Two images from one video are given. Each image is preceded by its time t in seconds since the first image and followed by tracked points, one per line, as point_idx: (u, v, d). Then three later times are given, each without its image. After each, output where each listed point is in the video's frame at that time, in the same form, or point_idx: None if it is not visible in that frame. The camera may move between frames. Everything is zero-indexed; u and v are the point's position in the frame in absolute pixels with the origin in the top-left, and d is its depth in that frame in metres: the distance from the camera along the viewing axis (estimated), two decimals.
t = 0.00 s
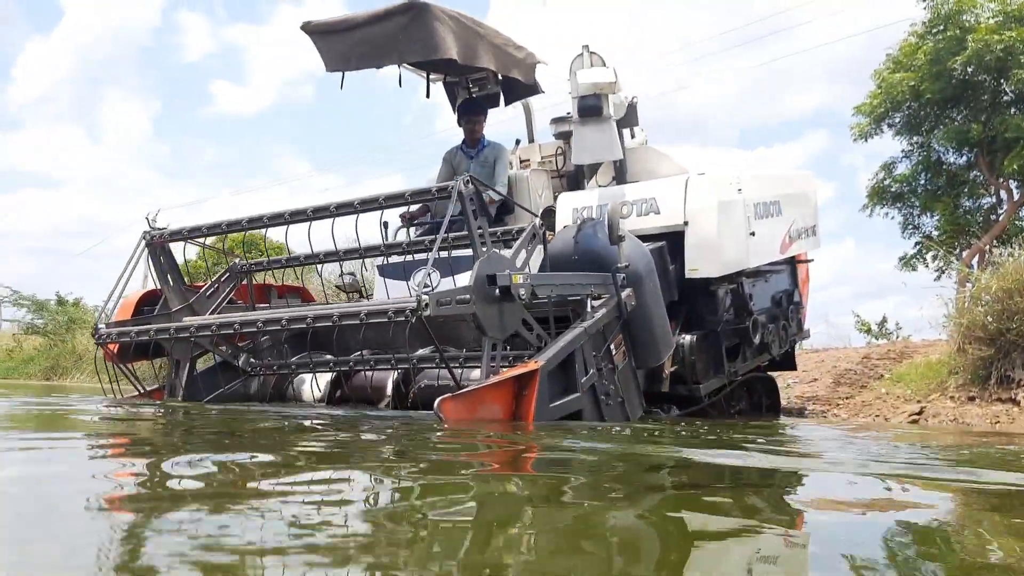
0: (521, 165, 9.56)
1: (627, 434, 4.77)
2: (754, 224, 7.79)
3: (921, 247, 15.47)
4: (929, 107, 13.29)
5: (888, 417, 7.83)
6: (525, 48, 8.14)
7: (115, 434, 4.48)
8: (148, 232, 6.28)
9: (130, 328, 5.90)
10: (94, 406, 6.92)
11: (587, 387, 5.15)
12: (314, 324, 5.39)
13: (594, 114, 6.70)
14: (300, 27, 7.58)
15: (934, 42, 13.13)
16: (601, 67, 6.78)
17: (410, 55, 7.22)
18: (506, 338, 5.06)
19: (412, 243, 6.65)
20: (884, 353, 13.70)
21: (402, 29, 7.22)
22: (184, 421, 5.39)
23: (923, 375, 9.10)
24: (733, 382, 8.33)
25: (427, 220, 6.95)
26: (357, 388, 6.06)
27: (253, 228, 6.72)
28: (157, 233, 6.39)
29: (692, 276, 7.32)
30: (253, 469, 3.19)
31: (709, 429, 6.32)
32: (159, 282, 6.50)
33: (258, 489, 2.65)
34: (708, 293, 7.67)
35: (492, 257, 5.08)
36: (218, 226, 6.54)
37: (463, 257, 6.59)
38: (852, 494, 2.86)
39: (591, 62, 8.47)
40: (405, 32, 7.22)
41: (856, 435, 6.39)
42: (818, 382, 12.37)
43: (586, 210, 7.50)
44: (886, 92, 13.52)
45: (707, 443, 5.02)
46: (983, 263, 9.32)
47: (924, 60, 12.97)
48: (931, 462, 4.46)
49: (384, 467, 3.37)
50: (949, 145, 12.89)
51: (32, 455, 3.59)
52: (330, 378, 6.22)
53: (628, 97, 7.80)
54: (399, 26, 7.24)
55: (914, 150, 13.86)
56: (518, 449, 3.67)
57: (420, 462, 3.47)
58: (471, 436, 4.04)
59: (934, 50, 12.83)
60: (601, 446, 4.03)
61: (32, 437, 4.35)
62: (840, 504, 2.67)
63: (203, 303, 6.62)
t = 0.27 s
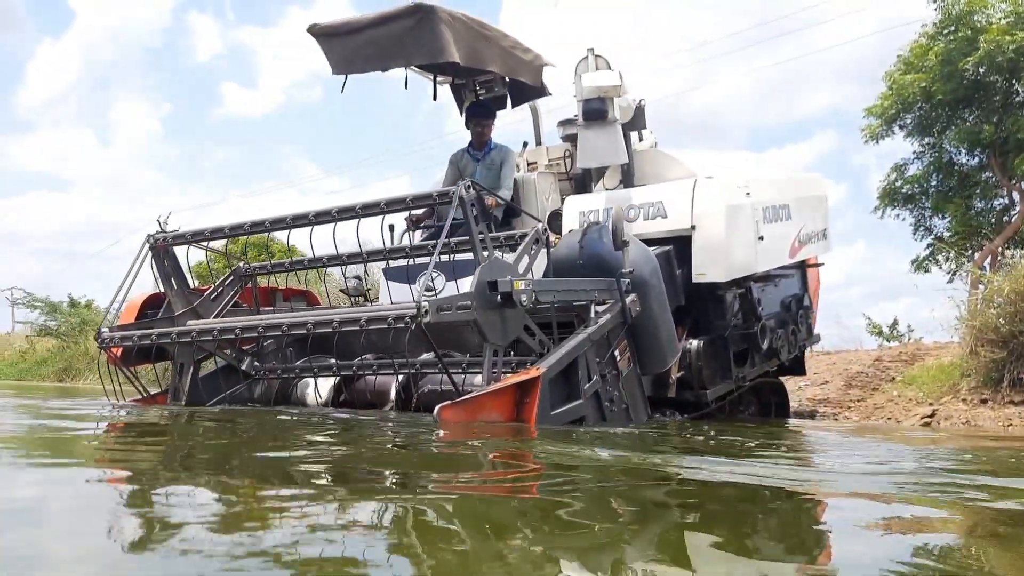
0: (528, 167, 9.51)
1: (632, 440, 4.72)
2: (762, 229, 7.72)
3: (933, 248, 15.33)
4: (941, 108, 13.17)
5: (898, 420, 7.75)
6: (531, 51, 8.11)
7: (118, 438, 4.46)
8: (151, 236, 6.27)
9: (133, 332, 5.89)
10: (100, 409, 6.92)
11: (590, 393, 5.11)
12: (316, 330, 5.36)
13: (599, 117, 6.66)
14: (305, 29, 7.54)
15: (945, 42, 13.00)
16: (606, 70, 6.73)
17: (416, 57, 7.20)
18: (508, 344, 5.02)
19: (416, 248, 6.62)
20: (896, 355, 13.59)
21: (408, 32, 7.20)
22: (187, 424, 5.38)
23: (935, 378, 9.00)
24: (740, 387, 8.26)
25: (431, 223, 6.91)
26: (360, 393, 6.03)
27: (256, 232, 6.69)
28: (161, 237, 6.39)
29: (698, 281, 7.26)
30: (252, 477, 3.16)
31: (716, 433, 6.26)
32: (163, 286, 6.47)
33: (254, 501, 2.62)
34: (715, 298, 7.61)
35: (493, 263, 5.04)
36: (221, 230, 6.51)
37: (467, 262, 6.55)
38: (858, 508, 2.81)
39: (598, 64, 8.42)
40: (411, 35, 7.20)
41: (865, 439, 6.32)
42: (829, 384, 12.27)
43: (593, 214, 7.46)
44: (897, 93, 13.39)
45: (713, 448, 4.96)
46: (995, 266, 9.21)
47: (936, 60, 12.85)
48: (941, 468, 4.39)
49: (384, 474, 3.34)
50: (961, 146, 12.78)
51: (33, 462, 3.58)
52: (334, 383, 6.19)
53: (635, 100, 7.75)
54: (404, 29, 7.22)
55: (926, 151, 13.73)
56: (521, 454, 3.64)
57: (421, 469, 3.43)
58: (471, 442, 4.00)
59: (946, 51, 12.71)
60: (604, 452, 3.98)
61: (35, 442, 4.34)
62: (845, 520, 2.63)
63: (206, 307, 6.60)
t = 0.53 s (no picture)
0: (533, 170, 9.49)
1: (637, 442, 4.69)
2: (768, 232, 7.67)
3: (942, 249, 15.25)
4: (950, 109, 13.10)
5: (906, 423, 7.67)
6: (537, 53, 8.09)
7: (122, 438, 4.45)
8: (153, 238, 6.27)
9: (136, 335, 5.90)
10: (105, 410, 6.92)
11: (593, 398, 5.07)
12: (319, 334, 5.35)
13: (604, 120, 6.63)
14: (310, 32, 7.53)
15: (954, 43, 12.93)
16: (611, 72, 6.70)
17: (421, 59, 7.18)
18: (511, 349, 4.99)
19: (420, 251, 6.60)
20: (904, 357, 13.52)
21: (414, 33, 7.19)
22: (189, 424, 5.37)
23: (944, 379, 8.93)
24: (746, 391, 8.21)
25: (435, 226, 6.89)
26: (364, 397, 6.02)
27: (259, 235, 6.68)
28: (164, 239, 6.39)
29: (704, 284, 7.22)
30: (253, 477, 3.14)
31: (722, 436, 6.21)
32: (166, 289, 6.49)
33: (254, 502, 2.60)
34: (721, 302, 7.57)
35: (497, 267, 5.01)
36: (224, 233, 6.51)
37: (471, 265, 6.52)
38: (866, 508, 2.77)
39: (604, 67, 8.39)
40: (416, 36, 7.19)
41: (873, 441, 6.26)
42: (837, 386, 12.20)
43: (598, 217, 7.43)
44: (906, 94, 13.31)
45: (719, 450, 4.92)
46: (1004, 267, 9.13)
47: (945, 61, 12.78)
48: (950, 470, 4.34)
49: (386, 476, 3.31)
50: (970, 147, 12.72)
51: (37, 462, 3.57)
52: (337, 387, 6.18)
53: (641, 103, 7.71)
54: (410, 31, 7.21)
55: (935, 153, 13.65)
56: (524, 457, 3.62)
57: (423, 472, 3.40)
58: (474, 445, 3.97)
59: (955, 52, 12.64)
60: (609, 455, 3.95)
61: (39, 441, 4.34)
62: (853, 519, 2.59)
63: (210, 310, 6.60)
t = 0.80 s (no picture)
0: (537, 173, 9.46)
1: (639, 443, 4.66)
2: (772, 235, 7.62)
3: (950, 250, 15.16)
4: (958, 109, 13.01)
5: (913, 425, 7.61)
6: (540, 55, 8.08)
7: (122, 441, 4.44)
8: (153, 243, 6.27)
9: (136, 342, 5.87)
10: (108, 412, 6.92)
11: (596, 405, 5.04)
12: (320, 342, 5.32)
13: (607, 124, 6.59)
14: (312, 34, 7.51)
15: (962, 43, 12.85)
16: (614, 75, 6.67)
17: (423, 61, 7.16)
18: (513, 356, 4.96)
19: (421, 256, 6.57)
20: (912, 358, 13.45)
21: (416, 36, 7.17)
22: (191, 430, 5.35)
23: (951, 380, 8.87)
24: (750, 395, 8.17)
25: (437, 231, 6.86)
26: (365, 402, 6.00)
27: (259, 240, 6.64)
28: (164, 244, 6.39)
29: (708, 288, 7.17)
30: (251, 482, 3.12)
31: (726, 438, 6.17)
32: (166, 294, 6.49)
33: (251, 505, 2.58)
34: (725, 305, 7.52)
35: (498, 273, 4.98)
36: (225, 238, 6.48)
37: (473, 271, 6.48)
38: (869, 510, 2.73)
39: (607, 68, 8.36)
40: (418, 38, 7.17)
41: (879, 443, 6.22)
42: (843, 387, 12.14)
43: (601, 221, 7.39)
44: (913, 94, 13.22)
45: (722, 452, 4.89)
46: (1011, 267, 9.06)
47: (953, 62, 12.70)
48: (955, 471, 4.30)
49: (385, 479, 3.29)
50: (978, 147, 12.65)
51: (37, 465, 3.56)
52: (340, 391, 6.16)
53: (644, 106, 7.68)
54: (412, 32, 7.19)
55: (942, 153, 13.57)
56: (524, 462, 3.59)
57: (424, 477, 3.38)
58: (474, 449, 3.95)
59: (963, 52, 12.57)
60: (610, 458, 3.92)
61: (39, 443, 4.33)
62: (855, 522, 2.56)
63: (210, 315, 6.59)
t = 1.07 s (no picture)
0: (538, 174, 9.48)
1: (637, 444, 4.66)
2: (773, 236, 7.61)
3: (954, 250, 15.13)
4: (961, 110, 12.99)
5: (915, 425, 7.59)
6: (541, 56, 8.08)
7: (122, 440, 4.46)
8: (152, 242, 6.29)
9: (134, 340, 5.90)
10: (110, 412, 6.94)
11: (591, 405, 5.04)
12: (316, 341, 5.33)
13: (604, 124, 6.59)
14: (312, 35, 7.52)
15: (966, 44, 12.83)
16: (611, 76, 6.67)
17: (423, 61, 7.17)
18: (507, 356, 4.96)
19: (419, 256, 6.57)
20: (915, 358, 13.43)
21: (415, 37, 7.17)
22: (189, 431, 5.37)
23: (953, 381, 8.85)
24: (750, 396, 8.17)
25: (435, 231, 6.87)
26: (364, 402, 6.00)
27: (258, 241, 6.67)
28: (163, 243, 6.40)
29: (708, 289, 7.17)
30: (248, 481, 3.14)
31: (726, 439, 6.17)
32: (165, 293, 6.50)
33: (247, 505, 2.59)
34: (724, 307, 7.52)
35: (492, 273, 4.99)
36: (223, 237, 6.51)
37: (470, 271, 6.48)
38: (863, 511, 2.73)
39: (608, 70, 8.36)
40: (417, 39, 7.17)
41: (879, 442, 6.21)
42: (846, 388, 12.13)
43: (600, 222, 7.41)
44: (917, 95, 13.20)
45: (720, 453, 4.88)
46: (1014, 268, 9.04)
47: (956, 62, 12.68)
48: (955, 471, 4.29)
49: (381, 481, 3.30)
50: (981, 148, 12.63)
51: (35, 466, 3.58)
52: (338, 391, 6.17)
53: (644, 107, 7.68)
54: (411, 33, 7.20)
55: (946, 153, 13.54)
56: (520, 462, 3.59)
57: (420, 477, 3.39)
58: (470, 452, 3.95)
59: (966, 53, 12.54)
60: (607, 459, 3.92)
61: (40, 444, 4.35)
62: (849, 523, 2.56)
63: (210, 314, 6.60)
